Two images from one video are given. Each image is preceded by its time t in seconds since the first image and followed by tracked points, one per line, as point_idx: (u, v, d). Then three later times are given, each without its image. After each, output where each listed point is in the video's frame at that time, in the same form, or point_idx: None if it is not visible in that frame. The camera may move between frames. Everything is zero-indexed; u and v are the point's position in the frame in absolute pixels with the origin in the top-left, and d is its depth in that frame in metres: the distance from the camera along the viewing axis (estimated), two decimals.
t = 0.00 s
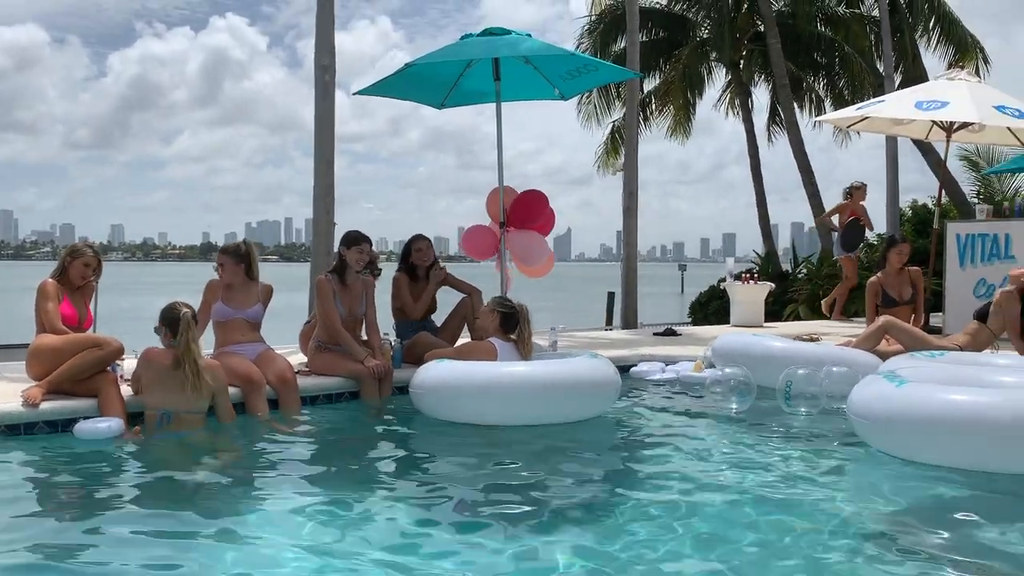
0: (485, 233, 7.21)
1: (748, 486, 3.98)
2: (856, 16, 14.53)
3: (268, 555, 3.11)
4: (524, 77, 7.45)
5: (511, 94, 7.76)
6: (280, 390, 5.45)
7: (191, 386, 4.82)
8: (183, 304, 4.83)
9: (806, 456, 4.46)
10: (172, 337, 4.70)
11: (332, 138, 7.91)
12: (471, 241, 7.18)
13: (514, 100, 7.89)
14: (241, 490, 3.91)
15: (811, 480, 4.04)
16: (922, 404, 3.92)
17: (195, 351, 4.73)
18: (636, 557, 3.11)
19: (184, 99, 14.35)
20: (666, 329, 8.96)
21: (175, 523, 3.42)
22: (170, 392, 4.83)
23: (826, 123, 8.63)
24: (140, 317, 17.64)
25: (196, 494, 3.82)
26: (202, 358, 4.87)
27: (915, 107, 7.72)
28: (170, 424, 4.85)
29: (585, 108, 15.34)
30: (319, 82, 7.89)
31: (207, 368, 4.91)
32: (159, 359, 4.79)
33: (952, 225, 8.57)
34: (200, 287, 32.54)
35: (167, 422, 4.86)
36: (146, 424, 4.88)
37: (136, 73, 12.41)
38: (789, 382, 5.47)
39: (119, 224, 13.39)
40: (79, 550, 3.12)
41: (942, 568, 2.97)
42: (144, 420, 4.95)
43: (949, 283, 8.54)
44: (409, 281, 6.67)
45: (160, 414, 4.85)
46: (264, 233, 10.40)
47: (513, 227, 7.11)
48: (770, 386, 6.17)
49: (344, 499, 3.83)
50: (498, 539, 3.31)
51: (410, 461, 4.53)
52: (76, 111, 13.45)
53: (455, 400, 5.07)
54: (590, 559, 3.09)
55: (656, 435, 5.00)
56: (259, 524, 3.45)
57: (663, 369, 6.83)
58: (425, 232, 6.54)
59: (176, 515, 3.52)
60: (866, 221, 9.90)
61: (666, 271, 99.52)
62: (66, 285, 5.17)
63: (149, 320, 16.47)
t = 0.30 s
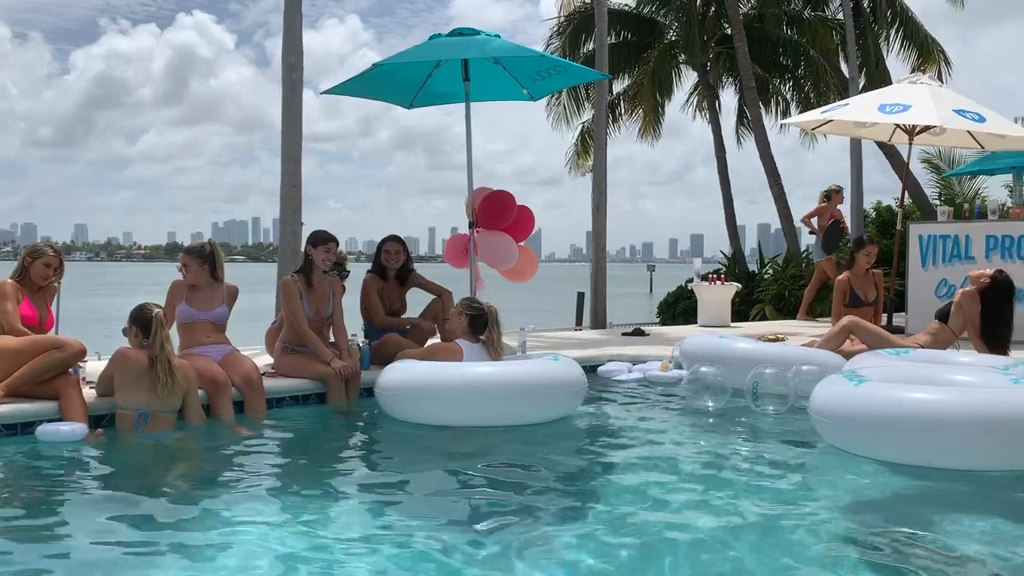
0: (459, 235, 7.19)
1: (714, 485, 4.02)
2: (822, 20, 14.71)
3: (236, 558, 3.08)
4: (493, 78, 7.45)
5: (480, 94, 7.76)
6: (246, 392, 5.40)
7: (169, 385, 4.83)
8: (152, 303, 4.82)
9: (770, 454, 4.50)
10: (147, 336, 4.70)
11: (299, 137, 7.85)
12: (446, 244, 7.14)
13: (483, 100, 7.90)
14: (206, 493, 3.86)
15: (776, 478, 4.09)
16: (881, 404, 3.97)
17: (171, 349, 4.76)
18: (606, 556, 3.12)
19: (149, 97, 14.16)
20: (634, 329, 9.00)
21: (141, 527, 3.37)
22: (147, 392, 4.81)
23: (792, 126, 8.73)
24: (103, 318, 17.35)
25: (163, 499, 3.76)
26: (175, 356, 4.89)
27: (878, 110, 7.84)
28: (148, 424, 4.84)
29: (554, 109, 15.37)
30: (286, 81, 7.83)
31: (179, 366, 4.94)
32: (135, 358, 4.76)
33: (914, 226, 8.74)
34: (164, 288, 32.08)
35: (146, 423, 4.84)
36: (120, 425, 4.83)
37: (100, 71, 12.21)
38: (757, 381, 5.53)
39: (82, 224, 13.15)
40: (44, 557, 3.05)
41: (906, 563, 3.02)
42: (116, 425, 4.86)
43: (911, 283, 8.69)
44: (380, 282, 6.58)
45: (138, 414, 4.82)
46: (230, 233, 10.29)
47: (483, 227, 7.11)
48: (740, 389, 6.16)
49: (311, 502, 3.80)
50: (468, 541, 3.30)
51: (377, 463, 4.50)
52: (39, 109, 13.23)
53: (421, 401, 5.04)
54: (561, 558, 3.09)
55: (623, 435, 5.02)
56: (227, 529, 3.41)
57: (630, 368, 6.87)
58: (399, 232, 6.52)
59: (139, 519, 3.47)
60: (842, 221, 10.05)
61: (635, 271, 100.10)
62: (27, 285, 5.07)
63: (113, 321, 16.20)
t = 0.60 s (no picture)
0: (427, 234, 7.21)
1: (680, 484, 4.05)
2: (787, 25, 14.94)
3: (202, 564, 3.04)
4: (461, 79, 7.44)
5: (447, 95, 7.75)
6: (210, 395, 5.33)
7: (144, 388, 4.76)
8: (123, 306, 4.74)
9: (736, 453, 4.55)
10: (120, 339, 4.62)
11: (265, 138, 7.78)
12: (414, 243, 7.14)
13: (451, 102, 7.89)
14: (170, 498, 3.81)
15: (741, 477, 4.12)
16: (843, 403, 4.03)
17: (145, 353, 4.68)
18: (574, 556, 3.13)
19: (112, 96, 13.93)
20: (602, 330, 9.04)
21: (104, 535, 3.31)
22: (121, 397, 4.74)
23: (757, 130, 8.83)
24: (64, 321, 17.01)
25: (127, 506, 3.70)
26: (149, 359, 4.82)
27: (841, 114, 7.96)
28: (123, 428, 4.77)
29: (522, 112, 15.39)
30: (251, 81, 7.76)
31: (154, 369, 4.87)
32: (108, 363, 4.67)
33: (877, 228, 8.89)
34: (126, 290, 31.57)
35: (121, 427, 4.78)
36: (92, 430, 4.76)
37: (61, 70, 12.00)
38: (729, 380, 5.59)
39: (42, 225, 12.89)
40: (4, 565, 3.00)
41: (870, 560, 3.05)
42: (88, 429, 4.78)
43: (875, 285, 8.84)
44: (347, 286, 6.52)
45: (114, 419, 4.75)
46: (194, 235, 10.16)
47: (451, 228, 7.09)
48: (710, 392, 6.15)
49: (275, 505, 3.77)
50: (436, 543, 3.28)
51: (344, 466, 4.48)
52: None
53: (387, 402, 5.01)
54: (528, 560, 3.09)
55: (590, 436, 5.04)
56: (192, 534, 3.36)
57: (597, 369, 6.89)
58: (367, 234, 6.46)
59: (101, 526, 3.42)
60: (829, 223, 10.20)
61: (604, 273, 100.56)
62: None
63: (74, 324, 15.91)
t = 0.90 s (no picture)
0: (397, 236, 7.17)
1: (651, 485, 4.06)
2: (755, 30, 15.19)
3: (168, 569, 3.01)
4: (433, 81, 7.43)
5: (419, 97, 7.74)
6: (178, 397, 5.27)
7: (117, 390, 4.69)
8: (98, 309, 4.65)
9: (705, 453, 4.58)
10: (96, 343, 4.52)
11: (234, 138, 7.72)
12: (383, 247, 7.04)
13: (422, 103, 7.87)
14: (136, 502, 3.77)
15: (709, 476, 4.16)
16: (810, 403, 4.06)
17: (121, 358, 4.61)
18: (547, 558, 3.12)
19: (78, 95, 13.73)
20: (574, 332, 9.07)
21: (67, 541, 3.27)
22: (95, 400, 4.67)
23: (727, 133, 8.91)
24: (27, 323, 16.73)
25: (91, 510, 3.65)
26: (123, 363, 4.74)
27: (809, 118, 8.06)
28: (96, 433, 4.70)
29: (495, 114, 15.41)
30: (220, 81, 7.69)
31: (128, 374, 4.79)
32: (81, 367, 4.59)
33: (845, 232, 9.01)
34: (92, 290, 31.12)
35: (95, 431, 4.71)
36: (64, 433, 4.69)
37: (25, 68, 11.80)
38: (708, 383, 5.60)
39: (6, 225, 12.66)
40: None
41: (840, 560, 3.08)
42: (60, 433, 4.70)
43: (843, 288, 8.97)
44: (316, 288, 6.49)
45: (87, 423, 4.68)
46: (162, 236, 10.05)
47: (422, 230, 7.06)
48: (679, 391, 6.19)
49: (244, 508, 3.75)
50: (408, 546, 3.27)
51: (313, 468, 4.46)
52: None
53: (356, 403, 4.98)
54: (501, 563, 3.08)
55: (560, 437, 5.05)
56: (159, 540, 3.31)
57: (568, 371, 6.91)
58: (333, 236, 6.45)
59: (64, 531, 3.37)
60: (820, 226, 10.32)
61: (577, 276, 100.86)
62: None
63: (38, 326, 15.65)
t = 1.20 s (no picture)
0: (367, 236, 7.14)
1: (624, 484, 4.08)
2: (727, 32, 15.35)
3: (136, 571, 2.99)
4: (405, 80, 7.41)
5: (392, 96, 7.71)
6: (146, 398, 5.20)
7: (87, 390, 4.61)
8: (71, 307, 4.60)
9: (677, 452, 4.60)
10: (67, 342, 4.46)
11: (204, 137, 7.65)
12: (352, 251, 7.02)
13: (395, 102, 7.85)
14: (103, 505, 3.73)
15: (679, 475, 4.19)
16: (777, 402, 4.10)
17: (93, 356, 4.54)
18: (522, 560, 3.12)
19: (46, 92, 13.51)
20: (546, 332, 9.10)
21: (32, 544, 3.23)
22: (65, 400, 4.57)
23: (699, 134, 8.98)
24: None
25: (57, 513, 3.61)
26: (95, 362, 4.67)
27: (780, 120, 8.13)
28: (66, 433, 4.59)
29: (469, 114, 15.40)
30: (190, 79, 7.61)
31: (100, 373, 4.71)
32: (52, 366, 4.51)
33: (815, 232, 9.11)
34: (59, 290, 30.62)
35: (65, 432, 4.60)
36: (34, 434, 4.58)
37: None
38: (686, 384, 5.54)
39: None
40: None
41: (812, 558, 3.11)
42: (28, 434, 4.60)
43: (813, 289, 9.08)
44: (285, 287, 6.44)
45: (57, 422, 4.57)
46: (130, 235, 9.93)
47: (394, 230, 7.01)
48: (653, 392, 6.21)
49: (213, 509, 3.72)
50: (382, 549, 3.25)
51: (284, 469, 4.43)
52: None
53: (328, 404, 4.94)
54: (476, 564, 3.08)
55: (533, 437, 5.06)
56: (131, 544, 3.27)
57: (541, 371, 6.92)
58: (300, 235, 6.42)
59: (30, 534, 3.33)
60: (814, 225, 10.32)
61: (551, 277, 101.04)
62: None
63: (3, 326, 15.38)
